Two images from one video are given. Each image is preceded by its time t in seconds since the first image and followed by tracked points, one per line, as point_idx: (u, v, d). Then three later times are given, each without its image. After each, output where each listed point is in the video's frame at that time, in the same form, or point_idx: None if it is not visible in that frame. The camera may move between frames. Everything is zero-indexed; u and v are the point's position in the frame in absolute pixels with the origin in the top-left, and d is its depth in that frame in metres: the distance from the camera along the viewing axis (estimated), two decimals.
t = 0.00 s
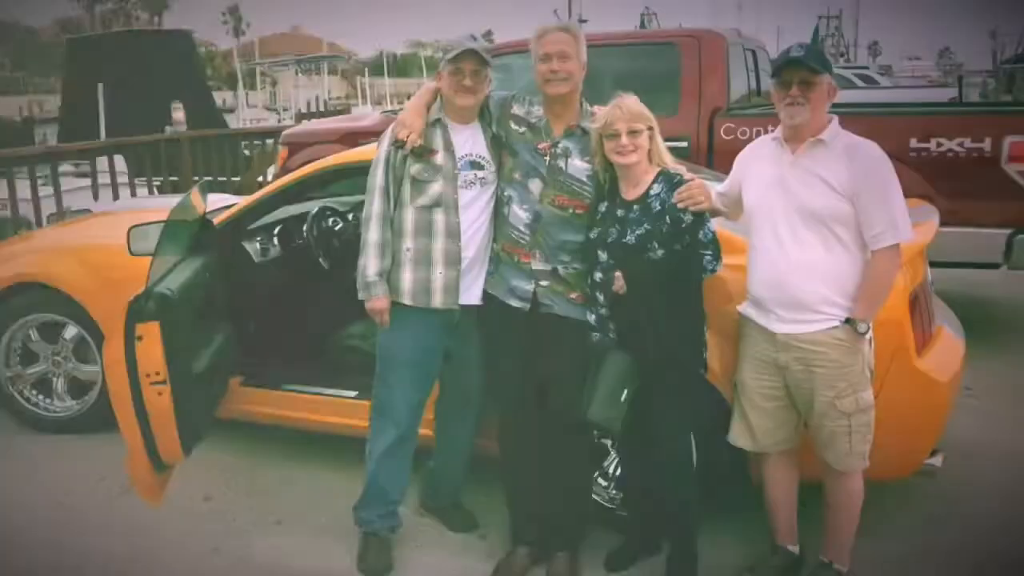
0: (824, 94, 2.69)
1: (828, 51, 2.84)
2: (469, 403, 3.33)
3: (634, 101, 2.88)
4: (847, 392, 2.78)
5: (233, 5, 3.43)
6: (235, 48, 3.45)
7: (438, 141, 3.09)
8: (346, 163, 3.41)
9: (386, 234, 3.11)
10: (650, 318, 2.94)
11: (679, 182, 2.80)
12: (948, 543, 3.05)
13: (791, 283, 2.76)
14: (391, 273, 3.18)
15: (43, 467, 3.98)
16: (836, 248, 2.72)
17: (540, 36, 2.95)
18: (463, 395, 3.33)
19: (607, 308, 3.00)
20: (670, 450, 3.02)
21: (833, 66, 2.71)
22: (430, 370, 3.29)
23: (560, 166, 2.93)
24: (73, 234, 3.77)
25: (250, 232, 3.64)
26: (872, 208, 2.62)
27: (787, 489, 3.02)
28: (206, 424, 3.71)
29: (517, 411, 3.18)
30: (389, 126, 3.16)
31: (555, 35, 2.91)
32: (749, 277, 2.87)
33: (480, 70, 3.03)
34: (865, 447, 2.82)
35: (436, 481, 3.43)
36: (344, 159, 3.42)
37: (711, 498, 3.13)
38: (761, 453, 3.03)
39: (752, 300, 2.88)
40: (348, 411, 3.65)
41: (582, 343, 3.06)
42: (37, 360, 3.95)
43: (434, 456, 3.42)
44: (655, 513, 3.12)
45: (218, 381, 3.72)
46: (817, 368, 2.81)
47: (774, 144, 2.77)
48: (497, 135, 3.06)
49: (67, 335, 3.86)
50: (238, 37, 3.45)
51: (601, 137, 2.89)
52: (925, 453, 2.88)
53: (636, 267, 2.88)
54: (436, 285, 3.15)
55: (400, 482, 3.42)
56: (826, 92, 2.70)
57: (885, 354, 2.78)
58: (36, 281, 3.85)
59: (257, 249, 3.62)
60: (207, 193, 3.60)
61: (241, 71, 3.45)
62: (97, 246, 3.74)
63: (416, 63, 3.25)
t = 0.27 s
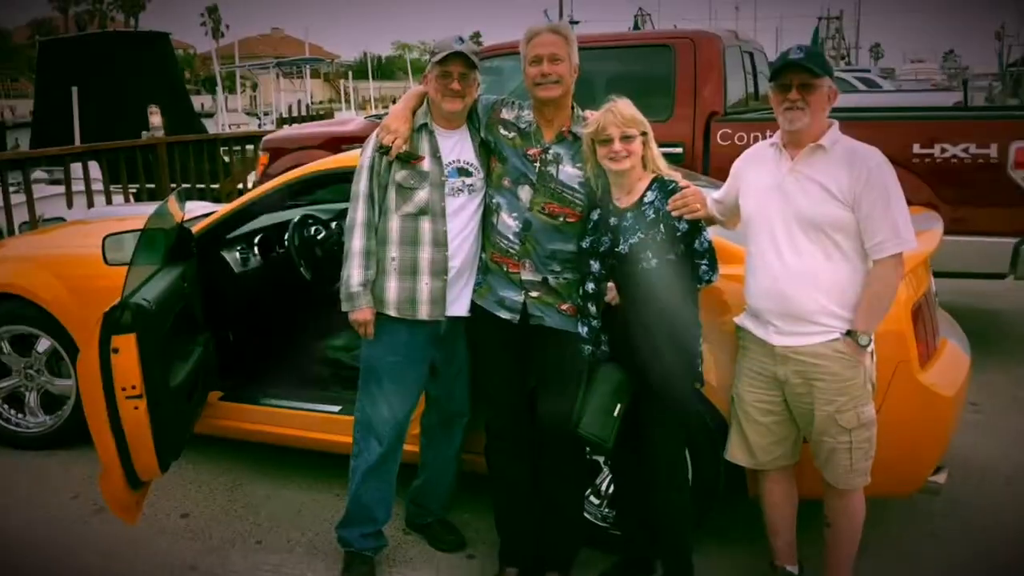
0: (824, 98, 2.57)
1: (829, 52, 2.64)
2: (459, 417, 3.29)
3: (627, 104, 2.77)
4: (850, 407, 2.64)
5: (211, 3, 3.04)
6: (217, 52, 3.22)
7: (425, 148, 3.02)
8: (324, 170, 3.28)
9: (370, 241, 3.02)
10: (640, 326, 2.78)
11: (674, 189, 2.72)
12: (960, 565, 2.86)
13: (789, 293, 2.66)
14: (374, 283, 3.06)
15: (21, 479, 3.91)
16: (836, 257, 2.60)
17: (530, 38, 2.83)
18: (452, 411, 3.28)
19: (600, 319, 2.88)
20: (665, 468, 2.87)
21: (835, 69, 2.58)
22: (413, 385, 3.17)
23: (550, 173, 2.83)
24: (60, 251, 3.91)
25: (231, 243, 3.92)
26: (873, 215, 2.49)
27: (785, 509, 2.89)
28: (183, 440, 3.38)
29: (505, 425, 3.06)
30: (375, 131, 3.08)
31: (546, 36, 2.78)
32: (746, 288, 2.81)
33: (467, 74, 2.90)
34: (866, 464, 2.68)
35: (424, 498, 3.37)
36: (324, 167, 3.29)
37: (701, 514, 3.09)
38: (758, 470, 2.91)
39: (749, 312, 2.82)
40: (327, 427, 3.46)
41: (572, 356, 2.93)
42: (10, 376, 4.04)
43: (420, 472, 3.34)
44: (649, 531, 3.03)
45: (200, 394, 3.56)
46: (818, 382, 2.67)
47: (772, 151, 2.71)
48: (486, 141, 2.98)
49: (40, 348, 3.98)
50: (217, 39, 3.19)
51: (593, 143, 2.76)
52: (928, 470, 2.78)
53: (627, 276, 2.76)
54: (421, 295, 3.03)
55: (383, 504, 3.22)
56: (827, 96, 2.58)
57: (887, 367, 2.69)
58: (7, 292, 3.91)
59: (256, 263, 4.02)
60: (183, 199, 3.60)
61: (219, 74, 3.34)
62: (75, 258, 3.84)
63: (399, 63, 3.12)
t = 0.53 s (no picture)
0: (824, 103, 2.48)
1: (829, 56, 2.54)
2: (446, 432, 3.18)
3: (620, 109, 2.68)
4: (850, 422, 2.57)
5: (190, 4, 2.97)
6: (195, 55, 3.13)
7: (411, 154, 2.91)
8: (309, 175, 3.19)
9: (353, 252, 2.94)
10: (634, 338, 2.69)
11: (669, 197, 2.60)
12: None
13: (789, 305, 2.57)
14: (359, 293, 2.97)
15: None
16: (838, 268, 2.51)
17: (519, 40, 2.74)
18: (438, 426, 3.17)
19: (593, 330, 2.78)
20: (660, 485, 2.77)
21: (836, 72, 2.49)
22: (400, 400, 3.06)
23: (540, 180, 2.75)
24: (35, 261, 3.79)
25: (211, 250, 3.82)
26: (875, 223, 2.41)
27: (785, 528, 2.79)
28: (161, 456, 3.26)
29: (494, 440, 2.96)
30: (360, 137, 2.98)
31: (536, 38, 2.69)
32: (744, 299, 2.72)
33: (455, 77, 2.80)
34: (867, 481, 2.59)
35: (410, 516, 3.25)
36: (311, 172, 3.20)
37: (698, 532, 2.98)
38: (756, 488, 2.81)
39: (747, 324, 2.72)
40: (308, 440, 3.38)
41: (564, 368, 2.85)
42: None
43: (406, 490, 3.22)
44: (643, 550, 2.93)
45: (178, 409, 3.45)
46: (818, 396, 2.59)
47: (770, 157, 2.62)
48: (474, 147, 2.89)
49: (14, 361, 3.85)
50: (197, 41, 3.07)
51: (585, 148, 2.67)
52: (933, 487, 2.69)
53: (622, 286, 2.65)
54: (407, 307, 2.94)
55: (369, 523, 3.11)
56: (828, 100, 2.50)
57: (890, 381, 2.60)
58: None
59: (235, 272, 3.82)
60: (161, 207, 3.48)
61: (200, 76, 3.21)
62: (48, 267, 3.73)
63: (383, 66, 3.03)
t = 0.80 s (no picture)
0: (825, 107, 2.42)
1: (829, 58, 2.45)
2: (433, 446, 3.06)
3: (614, 113, 2.60)
4: (850, 438, 2.47)
5: (168, 5, 2.99)
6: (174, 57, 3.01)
7: (398, 160, 2.82)
8: (291, 183, 3.06)
9: (338, 261, 2.83)
10: (629, 352, 2.59)
11: (664, 204, 2.53)
12: None
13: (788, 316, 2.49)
14: (344, 304, 2.87)
15: None
16: (837, 276, 2.43)
17: (509, 42, 2.66)
18: (424, 440, 3.05)
19: (584, 342, 2.69)
20: (656, 503, 2.67)
21: (836, 75, 2.41)
22: (386, 414, 2.98)
23: (531, 186, 2.66)
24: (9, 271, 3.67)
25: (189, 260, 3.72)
26: (877, 231, 2.33)
27: (785, 546, 2.70)
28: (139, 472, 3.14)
29: (483, 455, 2.86)
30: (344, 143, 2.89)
31: (526, 40, 2.61)
32: (742, 311, 2.63)
33: (443, 81, 2.72)
34: (869, 498, 2.51)
35: (395, 534, 3.14)
36: (292, 179, 3.07)
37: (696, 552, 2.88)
38: (754, 505, 2.72)
39: (744, 335, 2.64)
40: (288, 456, 3.25)
41: (555, 382, 2.75)
42: None
43: (391, 506, 3.11)
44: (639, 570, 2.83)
45: (157, 424, 3.33)
46: (817, 411, 2.50)
47: (768, 162, 2.54)
48: (463, 153, 2.82)
49: None
50: (176, 43, 2.98)
51: (577, 154, 2.59)
52: (937, 502, 2.61)
53: (614, 296, 2.56)
54: (393, 318, 2.85)
55: (353, 542, 3.01)
56: (828, 104, 2.43)
57: (892, 394, 2.52)
58: None
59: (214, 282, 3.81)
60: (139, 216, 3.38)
61: (178, 79, 3.04)
62: (23, 277, 3.62)
63: (368, 69, 2.92)
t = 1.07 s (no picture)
0: (824, 112, 2.35)
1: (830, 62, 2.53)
2: (420, 461, 2.96)
3: (607, 117, 2.52)
4: (851, 453, 2.39)
5: (145, 7, 2.78)
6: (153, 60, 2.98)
7: (383, 166, 2.73)
8: (274, 190, 2.94)
9: (323, 270, 2.72)
10: (622, 365, 2.52)
11: (659, 211, 2.46)
12: None
13: (786, 326, 2.42)
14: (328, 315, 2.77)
15: None
16: (837, 286, 2.36)
17: (499, 44, 2.58)
18: (411, 455, 2.95)
19: (576, 354, 2.61)
20: (652, 521, 2.58)
21: (836, 79, 2.36)
22: (373, 429, 2.88)
23: (522, 193, 2.59)
24: None
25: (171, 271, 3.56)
26: (879, 240, 2.26)
27: (784, 565, 2.62)
28: (116, 489, 3.02)
29: (471, 471, 2.77)
30: (328, 148, 2.79)
31: (517, 42, 2.53)
32: (738, 318, 2.56)
33: (431, 84, 2.63)
34: (871, 515, 2.43)
35: (382, 552, 3.04)
36: (274, 185, 2.96)
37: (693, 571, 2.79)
38: (752, 522, 2.64)
39: (741, 347, 2.56)
40: (273, 471, 3.14)
41: (547, 395, 2.67)
42: None
43: (378, 523, 3.00)
44: None
45: (136, 438, 3.21)
46: (816, 425, 2.43)
47: (766, 169, 2.46)
48: (451, 159, 2.73)
49: None
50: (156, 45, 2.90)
51: (570, 160, 2.51)
52: (941, 520, 2.53)
53: (607, 306, 2.50)
54: (380, 329, 2.76)
55: (338, 560, 2.92)
56: (828, 108, 2.37)
57: (894, 408, 2.44)
58: None
59: (195, 293, 3.54)
60: (118, 223, 3.24)
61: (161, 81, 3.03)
62: None
63: (354, 71, 2.84)
